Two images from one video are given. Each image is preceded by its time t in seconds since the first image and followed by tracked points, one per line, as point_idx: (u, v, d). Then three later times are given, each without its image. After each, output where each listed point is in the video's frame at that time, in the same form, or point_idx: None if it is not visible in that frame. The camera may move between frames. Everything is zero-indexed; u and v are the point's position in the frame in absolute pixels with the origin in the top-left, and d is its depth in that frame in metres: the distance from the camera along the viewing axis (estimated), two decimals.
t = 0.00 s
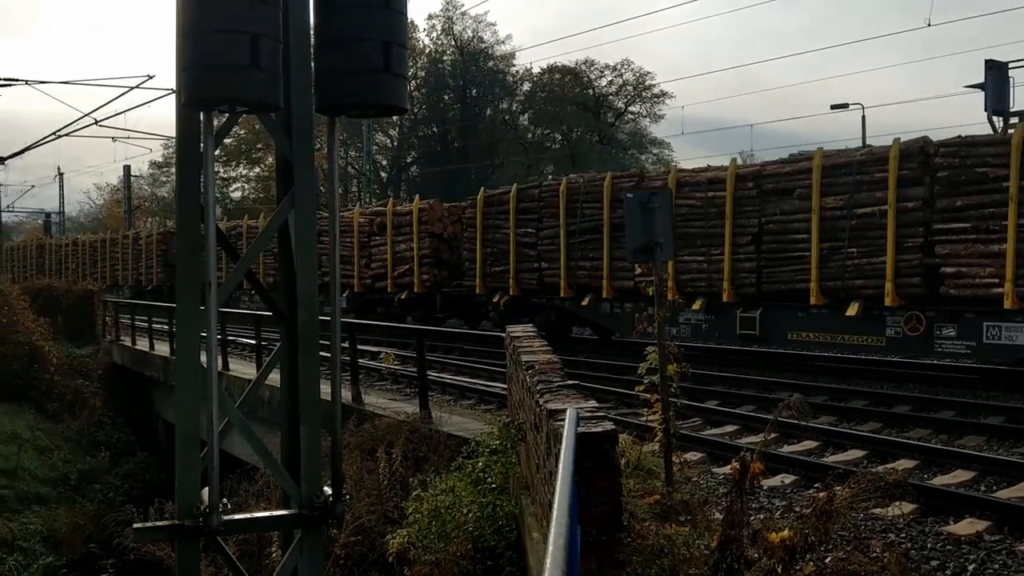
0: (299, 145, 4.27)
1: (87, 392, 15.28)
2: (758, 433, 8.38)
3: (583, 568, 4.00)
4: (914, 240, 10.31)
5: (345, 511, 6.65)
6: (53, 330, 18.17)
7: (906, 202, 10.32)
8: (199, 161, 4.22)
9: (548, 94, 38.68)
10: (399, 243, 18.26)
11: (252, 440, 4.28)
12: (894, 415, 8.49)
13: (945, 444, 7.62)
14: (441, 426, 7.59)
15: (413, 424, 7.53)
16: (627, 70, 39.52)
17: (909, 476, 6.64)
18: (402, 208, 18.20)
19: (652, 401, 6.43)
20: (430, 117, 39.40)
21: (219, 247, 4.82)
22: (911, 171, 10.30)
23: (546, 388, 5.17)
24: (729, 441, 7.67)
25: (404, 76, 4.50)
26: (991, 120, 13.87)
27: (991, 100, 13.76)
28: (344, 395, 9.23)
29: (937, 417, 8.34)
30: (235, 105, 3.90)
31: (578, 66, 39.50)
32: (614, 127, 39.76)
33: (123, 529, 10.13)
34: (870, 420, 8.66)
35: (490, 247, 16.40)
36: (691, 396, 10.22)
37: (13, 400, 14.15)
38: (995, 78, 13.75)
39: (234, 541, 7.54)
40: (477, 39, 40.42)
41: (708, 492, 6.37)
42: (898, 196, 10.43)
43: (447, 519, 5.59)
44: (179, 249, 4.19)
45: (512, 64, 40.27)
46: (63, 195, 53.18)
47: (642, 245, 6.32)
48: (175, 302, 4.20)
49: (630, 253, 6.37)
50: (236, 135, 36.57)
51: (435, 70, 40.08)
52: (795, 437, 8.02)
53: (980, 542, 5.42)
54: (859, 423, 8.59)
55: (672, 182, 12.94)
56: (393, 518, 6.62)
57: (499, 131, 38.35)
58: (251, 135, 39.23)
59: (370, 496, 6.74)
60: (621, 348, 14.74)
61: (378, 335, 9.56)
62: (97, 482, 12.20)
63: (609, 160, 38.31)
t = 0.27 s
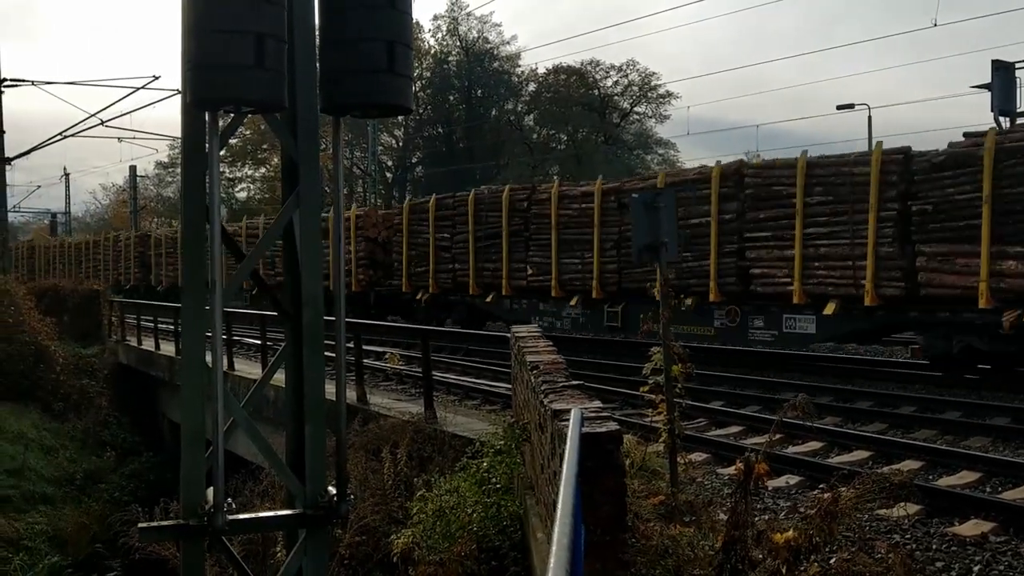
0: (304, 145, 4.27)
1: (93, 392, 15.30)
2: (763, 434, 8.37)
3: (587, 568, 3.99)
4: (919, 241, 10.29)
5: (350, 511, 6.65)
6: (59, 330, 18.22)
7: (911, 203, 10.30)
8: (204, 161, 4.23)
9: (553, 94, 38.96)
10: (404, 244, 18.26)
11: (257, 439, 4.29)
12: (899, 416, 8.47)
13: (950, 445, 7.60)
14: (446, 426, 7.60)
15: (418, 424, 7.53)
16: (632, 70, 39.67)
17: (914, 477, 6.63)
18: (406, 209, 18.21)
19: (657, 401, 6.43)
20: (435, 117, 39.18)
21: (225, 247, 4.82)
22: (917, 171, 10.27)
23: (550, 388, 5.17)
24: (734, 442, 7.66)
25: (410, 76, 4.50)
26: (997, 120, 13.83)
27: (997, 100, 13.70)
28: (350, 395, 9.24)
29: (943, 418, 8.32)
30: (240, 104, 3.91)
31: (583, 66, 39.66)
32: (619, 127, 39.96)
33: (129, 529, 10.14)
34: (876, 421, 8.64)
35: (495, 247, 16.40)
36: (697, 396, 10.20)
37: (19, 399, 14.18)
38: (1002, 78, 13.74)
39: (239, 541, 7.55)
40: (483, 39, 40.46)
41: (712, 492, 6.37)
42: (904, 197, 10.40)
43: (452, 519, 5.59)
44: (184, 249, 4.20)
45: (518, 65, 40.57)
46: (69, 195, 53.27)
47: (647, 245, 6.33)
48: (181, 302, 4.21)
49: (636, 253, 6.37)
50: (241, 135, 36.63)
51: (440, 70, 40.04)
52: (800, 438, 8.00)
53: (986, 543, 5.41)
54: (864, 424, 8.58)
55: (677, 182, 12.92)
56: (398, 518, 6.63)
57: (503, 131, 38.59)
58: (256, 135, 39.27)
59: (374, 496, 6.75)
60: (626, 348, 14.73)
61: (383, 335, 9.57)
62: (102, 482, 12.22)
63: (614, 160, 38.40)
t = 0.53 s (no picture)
0: (306, 145, 4.27)
1: (95, 391, 15.31)
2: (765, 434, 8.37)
3: (588, 568, 3.99)
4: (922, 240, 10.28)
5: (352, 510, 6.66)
6: (62, 329, 18.23)
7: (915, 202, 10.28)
8: (207, 161, 4.22)
9: (556, 94, 39.09)
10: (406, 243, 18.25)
11: (259, 439, 4.29)
12: (902, 416, 8.46)
13: (953, 444, 7.59)
14: (448, 426, 7.60)
15: (420, 424, 7.53)
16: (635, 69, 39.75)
17: (916, 476, 6.63)
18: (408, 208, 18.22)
19: (660, 401, 6.42)
20: (438, 117, 39.04)
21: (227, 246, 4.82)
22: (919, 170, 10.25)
23: (553, 388, 5.17)
24: (736, 441, 7.66)
25: (412, 75, 4.50)
26: (1000, 119, 13.83)
27: (999, 99, 13.69)
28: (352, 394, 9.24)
29: (946, 418, 8.31)
30: (242, 104, 3.90)
31: (586, 66, 39.78)
32: (622, 126, 40.06)
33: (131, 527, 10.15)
34: (878, 420, 8.63)
35: (497, 246, 16.40)
36: (699, 396, 10.20)
37: (21, 398, 14.18)
38: (1005, 77, 13.73)
39: (241, 539, 7.56)
40: (485, 38, 40.46)
41: (714, 492, 6.36)
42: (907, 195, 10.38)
43: (454, 518, 5.60)
44: (185, 248, 4.19)
45: (520, 64, 40.57)
46: (71, 195, 53.26)
47: (649, 245, 6.32)
48: (183, 302, 4.21)
49: (638, 252, 6.37)
50: (244, 135, 36.65)
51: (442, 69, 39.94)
52: (803, 437, 8.00)
53: (988, 543, 5.40)
54: (867, 423, 8.57)
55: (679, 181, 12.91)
56: (400, 517, 6.63)
57: (506, 130, 38.43)
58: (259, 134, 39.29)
59: (377, 495, 6.76)
60: (628, 348, 14.73)
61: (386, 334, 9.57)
62: (105, 481, 12.22)
63: (617, 159, 38.46)
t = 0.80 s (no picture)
0: (306, 147, 4.27)
1: (95, 392, 15.30)
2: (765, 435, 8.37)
3: (588, 570, 3.98)
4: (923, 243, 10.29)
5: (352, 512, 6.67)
6: (61, 330, 18.22)
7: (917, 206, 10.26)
8: (206, 162, 4.22)
9: (556, 95, 39.25)
10: (406, 245, 18.22)
11: (259, 439, 4.29)
12: (902, 418, 8.46)
13: (952, 446, 7.60)
14: (448, 427, 7.59)
15: (420, 425, 7.53)
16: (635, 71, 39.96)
17: (916, 478, 6.63)
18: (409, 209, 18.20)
19: (659, 402, 6.41)
20: (438, 118, 38.95)
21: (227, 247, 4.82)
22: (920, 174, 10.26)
23: (552, 389, 5.17)
24: (736, 443, 7.66)
25: (412, 77, 4.50)
26: (999, 121, 13.84)
27: (999, 100, 13.69)
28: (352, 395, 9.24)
29: (946, 420, 8.31)
30: (242, 105, 3.90)
31: (586, 68, 39.96)
32: (621, 128, 40.18)
33: (131, 529, 10.15)
34: (878, 422, 8.63)
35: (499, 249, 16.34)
36: (700, 398, 10.19)
37: (21, 399, 14.18)
38: (1004, 79, 13.75)
39: (241, 541, 7.56)
40: (485, 40, 40.41)
41: (714, 493, 6.36)
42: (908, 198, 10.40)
43: (453, 520, 5.60)
44: (185, 249, 4.19)
45: (520, 66, 40.42)
46: (71, 196, 53.23)
47: (649, 246, 6.33)
48: (183, 303, 4.21)
49: (638, 254, 6.38)
50: (244, 136, 36.65)
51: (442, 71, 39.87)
52: (802, 439, 8.00)
53: (988, 545, 5.41)
54: (866, 425, 8.57)
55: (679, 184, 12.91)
56: (400, 519, 6.64)
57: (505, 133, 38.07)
58: (259, 136, 39.28)
59: (376, 497, 6.76)
60: (628, 349, 14.73)
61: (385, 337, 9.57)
62: (105, 482, 12.22)
63: (617, 161, 38.58)
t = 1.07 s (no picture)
0: (304, 148, 4.27)
1: (92, 393, 15.28)
2: (763, 438, 8.37)
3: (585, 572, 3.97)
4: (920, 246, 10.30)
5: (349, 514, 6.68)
6: (59, 331, 18.20)
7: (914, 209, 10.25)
8: (204, 163, 4.22)
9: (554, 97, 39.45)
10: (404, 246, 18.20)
11: (256, 441, 4.28)
12: (900, 420, 8.46)
13: (949, 449, 7.61)
14: (446, 429, 7.59)
15: (417, 427, 7.52)
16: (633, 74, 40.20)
17: (913, 481, 6.63)
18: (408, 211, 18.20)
19: (657, 404, 6.41)
20: (437, 119, 38.93)
21: (225, 248, 4.82)
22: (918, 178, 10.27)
23: (549, 391, 5.17)
24: (733, 445, 7.66)
25: (410, 80, 4.51)
26: (998, 125, 13.86)
27: (998, 104, 13.72)
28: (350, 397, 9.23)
29: (943, 423, 8.31)
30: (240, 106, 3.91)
31: (585, 70, 40.21)
32: (620, 130, 40.19)
33: (128, 530, 10.14)
34: (876, 425, 8.63)
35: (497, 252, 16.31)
36: (698, 400, 10.19)
37: (19, 400, 14.15)
38: (1003, 82, 13.76)
39: (238, 542, 7.55)
40: (484, 41, 40.38)
41: (711, 496, 6.36)
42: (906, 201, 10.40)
43: (450, 521, 5.59)
44: (183, 250, 4.19)
45: (519, 68, 40.50)
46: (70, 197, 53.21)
47: (646, 249, 6.32)
48: (181, 304, 4.21)
49: (635, 257, 6.38)
50: (242, 137, 36.63)
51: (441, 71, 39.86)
52: (800, 441, 8.00)
53: (985, 548, 5.40)
54: (864, 428, 8.57)
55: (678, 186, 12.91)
56: (397, 521, 6.64)
57: (503, 135, 38.19)
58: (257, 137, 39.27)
59: (373, 498, 6.76)
60: (626, 351, 14.73)
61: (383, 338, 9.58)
62: (102, 483, 12.21)
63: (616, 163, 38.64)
